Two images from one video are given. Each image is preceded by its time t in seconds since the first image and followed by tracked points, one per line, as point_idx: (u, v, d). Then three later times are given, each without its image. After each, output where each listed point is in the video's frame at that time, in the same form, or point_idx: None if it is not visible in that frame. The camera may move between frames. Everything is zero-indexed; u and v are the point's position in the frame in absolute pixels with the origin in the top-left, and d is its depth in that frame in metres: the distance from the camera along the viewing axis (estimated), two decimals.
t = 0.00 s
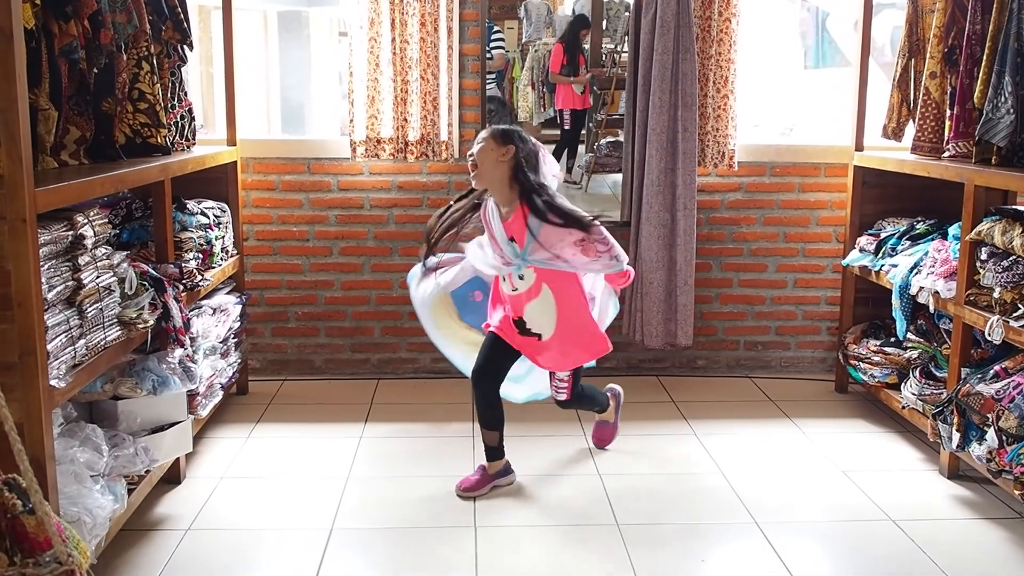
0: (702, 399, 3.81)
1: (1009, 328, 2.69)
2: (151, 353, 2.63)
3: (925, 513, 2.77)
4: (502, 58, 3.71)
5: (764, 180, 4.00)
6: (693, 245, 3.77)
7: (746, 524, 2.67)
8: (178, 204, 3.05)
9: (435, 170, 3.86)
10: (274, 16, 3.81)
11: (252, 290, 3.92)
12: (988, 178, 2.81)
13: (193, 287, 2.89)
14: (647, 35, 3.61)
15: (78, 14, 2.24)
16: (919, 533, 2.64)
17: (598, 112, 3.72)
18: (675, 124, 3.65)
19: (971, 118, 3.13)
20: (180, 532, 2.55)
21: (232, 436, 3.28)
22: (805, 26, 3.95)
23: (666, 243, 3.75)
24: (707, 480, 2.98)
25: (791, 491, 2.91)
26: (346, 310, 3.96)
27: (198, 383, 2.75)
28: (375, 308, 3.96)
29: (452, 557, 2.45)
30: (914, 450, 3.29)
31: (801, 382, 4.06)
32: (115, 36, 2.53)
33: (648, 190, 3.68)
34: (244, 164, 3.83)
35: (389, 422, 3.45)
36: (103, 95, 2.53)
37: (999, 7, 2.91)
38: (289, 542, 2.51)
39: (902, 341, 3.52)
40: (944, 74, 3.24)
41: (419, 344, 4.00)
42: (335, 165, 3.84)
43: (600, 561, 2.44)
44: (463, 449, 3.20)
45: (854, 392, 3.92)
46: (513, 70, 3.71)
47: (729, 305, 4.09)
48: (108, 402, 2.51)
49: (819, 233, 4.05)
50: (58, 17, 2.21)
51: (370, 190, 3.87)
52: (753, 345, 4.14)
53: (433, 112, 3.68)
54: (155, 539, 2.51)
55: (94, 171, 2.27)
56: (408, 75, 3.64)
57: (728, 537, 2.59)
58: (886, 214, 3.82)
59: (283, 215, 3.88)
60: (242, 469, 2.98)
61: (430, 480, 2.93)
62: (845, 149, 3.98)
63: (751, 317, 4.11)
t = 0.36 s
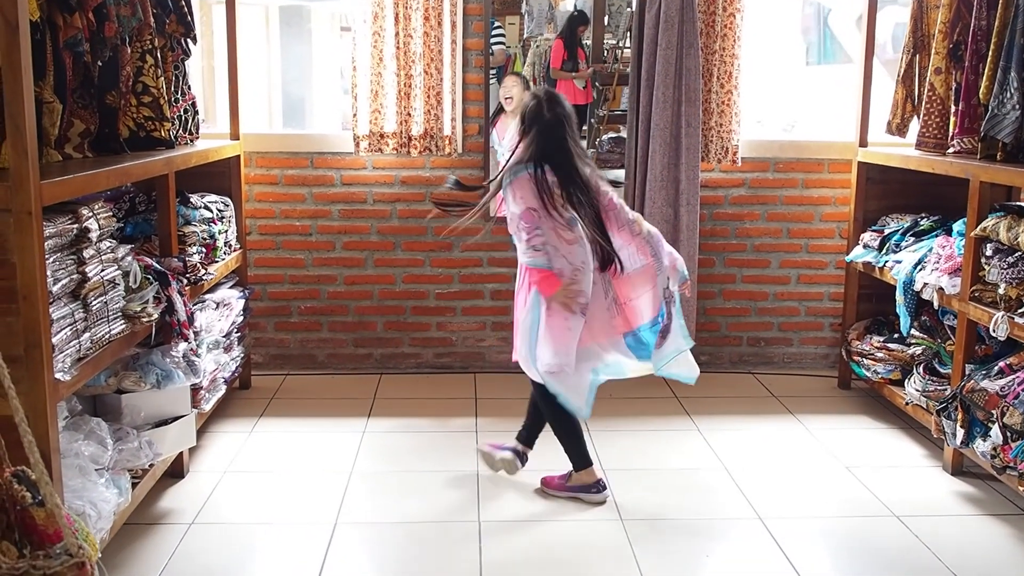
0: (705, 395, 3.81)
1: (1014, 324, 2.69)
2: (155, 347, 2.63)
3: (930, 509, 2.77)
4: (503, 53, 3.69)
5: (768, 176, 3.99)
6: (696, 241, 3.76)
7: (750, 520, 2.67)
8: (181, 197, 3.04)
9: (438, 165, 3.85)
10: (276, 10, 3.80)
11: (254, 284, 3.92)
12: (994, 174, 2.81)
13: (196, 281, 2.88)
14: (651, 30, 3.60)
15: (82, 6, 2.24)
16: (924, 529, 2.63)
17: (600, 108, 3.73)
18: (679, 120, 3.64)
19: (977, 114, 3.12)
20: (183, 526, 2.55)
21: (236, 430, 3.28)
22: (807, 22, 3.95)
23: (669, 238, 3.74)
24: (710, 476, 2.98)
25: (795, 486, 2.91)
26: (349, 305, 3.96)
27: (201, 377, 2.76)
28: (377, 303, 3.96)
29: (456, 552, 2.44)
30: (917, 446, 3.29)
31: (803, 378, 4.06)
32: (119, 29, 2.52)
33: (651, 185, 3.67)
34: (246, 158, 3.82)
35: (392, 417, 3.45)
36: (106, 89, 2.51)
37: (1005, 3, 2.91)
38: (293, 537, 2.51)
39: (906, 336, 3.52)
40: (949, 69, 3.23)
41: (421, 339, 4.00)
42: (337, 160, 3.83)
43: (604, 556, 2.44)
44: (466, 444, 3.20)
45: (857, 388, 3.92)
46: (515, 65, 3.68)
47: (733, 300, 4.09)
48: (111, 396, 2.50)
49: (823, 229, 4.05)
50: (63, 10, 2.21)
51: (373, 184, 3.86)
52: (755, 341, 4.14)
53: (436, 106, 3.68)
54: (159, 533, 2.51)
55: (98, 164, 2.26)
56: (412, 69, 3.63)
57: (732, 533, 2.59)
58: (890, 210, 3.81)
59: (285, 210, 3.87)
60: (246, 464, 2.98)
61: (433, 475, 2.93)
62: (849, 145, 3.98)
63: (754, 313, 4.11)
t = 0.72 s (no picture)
0: (709, 391, 3.81)
1: (1019, 321, 2.69)
2: (160, 342, 2.64)
3: (934, 506, 2.77)
4: (504, 48, 3.69)
5: (771, 172, 3.98)
6: (699, 237, 3.76)
7: (754, 516, 2.67)
8: (185, 193, 3.04)
9: (442, 161, 3.85)
10: (278, 5, 3.80)
11: (258, 280, 3.92)
12: (998, 171, 2.80)
13: (201, 277, 2.88)
14: (655, 26, 3.59)
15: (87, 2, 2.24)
16: (928, 525, 2.63)
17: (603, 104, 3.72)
18: (682, 115, 3.64)
19: (982, 111, 3.11)
20: (188, 522, 2.55)
21: (239, 426, 3.28)
22: (809, 19, 3.93)
23: (671, 235, 3.74)
24: (714, 472, 2.97)
25: (799, 483, 2.91)
26: (352, 301, 3.95)
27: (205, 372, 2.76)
28: (380, 299, 3.96)
29: (461, 547, 2.44)
30: (921, 443, 3.29)
31: (807, 374, 4.05)
32: (124, 23, 2.51)
33: (654, 181, 3.66)
34: (249, 153, 3.82)
35: (395, 413, 3.45)
36: (111, 83, 2.52)
37: None
38: (297, 532, 2.51)
39: (909, 333, 3.51)
40: (954, 66, 3.22)
41: (424, 334, 4.00)
42: (341, 155, 3.83)
43: (608, 552, 2.44)
44: (470, 440, 3.20)
45: (860, 384, 3.92)
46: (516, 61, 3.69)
47: (736, 297, 4.08)
48: (116, 392, 2.50)
49: (826, 226, 4.04)
50: (68, 5, 2.21)
51: (376, 179, 3.86)
52: (759, 338, 4.13)
53: (440, 102, 3.68)
54: (163, 528, 2.52)
55: (104, 159, 2.26)
56: (416, 65, 3.63)
57: (736, 529, 2.59)
58: (894, 207, 3.81)
59: (289, 206, 3.87)
60: (249, 459, 2.98)
61: (437, 471, 2.93)
62: (853, 141, 3.97)
63: (757, 309, 4.11)
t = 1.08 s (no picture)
0: (710, 389, 3.81)
1: (1021, 319, 2.69)
2: (162, 339, 2.64)
3: (935, 503, 2.77)
4: (505, 45, 3.67)
5: (773, 170, 3.98)
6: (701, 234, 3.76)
7: (756, 513, 2.67)
8: (188, 189, 3.04)
9: (443, 158, 3.84)
10: (278, 3, 3.80)
11: (259, 277, 3.92)
12: (1000, 169, 2.80)
13: (203, 273, 2.88)
14: (657, 24, 3.59)
15: None
16: (929, 523, 2.64)
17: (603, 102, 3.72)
18: (684, 113, 3.63)
19: (984, 109, 3.11)
20: (190, 518, 2.55)
21: (240, 423, 3.28)
22: (809, 18, 3.93)
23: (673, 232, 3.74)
24: (715, 470, 2.98)
25: (800, 480, 2.91)
26: (354, 298, 3.96)
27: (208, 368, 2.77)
28: (382, 296, 3.96)
29: (463, 544, 2.45)
30: (922, 440, 3.29)
31: (808, 372, 4.06)
32: (127, 20, 2.51)
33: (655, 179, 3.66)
34: (251, 150, 3.82)
35: (397, 410, 3.46)
36: (114, 80, 2.53)
37: None
38: (299, 529, 2.51)
39: (910, 331, 3.51)
40: (956, 64, 3.23)
41: (426, 331, 4.00)
42: (342, 152, 3.83)
43: (610, 549, 2.44)
44: (471, 437, 3.20)
45: (861, 382, 3.92)
46: (516, 59, 3.68)
47: (737, 294, 4.09)
48: (119, 388, 2.51)
49: (827, 224, 4.04)
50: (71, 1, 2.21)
51: (378, 177, 3.86)
52: (760, 335, 4.14)
53: (441, 99, 3.68)
54: (166, 524, 2.52)
55: (106, 156, 2.26)
56: (418, 62, 3.63)
57: (737, 526, 2.59)
58: (895, 205, 3.81)
59: (290, 203, 3.87)
60: (251, 456, 2.98)
61: (439, 468, 2.93)
62: (854, 140, 3.97)
63: (758, 307, 4.11)
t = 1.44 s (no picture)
0: (710, 388, 3.82)
1: (1020, 319, 2.70)
2: (163, 338, 2.64)
3: (935, 503, 2.78)
4: (502, 45, 3.68)
5: (773, 170, 3.99)
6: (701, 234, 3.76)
7: (756, 512, 2.68)
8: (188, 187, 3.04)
9: (444, 157, 3.85)
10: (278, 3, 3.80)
11: (260, 275, 3.92)
12: (1000, 170, 2.81)
13: (203, 272, 2.89)
14: (657, 24, 3.60)
15: None
16: (929, 522, 2.64)
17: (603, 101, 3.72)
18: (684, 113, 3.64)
19: (983, 110, 3.12)
20: (191, 517, 2.56)
21: (240, 421, 3.28)
22: (808, 18, 3.93)
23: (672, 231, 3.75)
24: (716, 469, 2.98)
25: (800, 479, 2.92)
26: (354, 296, 3.96)
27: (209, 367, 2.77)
28: (382, 295, 3.96)
29: (463, 543, 2.45)
30: (921, 440, 3.30)
31: (807, 371, 4.06)
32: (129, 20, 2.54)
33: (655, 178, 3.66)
34: (252, 149, 3.82)
35: (396, 408, 3.46)
36: (116, 78, 2.53)
37: None
38: (299, 527, 2.51)
39: (910, 331, 3.52)
40: (956, 65, 3.23)
41: (426, 330, 4.01)
42: (343, 151, 3.83)
43: (610, 547, 2.45)
44: (471, 436, 3.20)
45: (860, 382, 3.93)
46: (515, 58, 3.69)
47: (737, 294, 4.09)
48: (120, 386, 2.51)
49: (826, 223, 4.05)
50: None
51: (378, 176, 3.86)
52: (759, 335, 4.14)
53: (442, 98, 3.68)
54: (167, 523, 2.52)
55: (108, 154, 2.26)
56: (418, 61, 3.64)
57: (737, 525, 2.59)
58: (894, 205, 3.81)
59: (291, 202, 3.87)
60: (252, 454, 2.99)
61: (439, 466, 2.94)
62: (854, 140, 3.98)
63: (757, 307, 4.11)
